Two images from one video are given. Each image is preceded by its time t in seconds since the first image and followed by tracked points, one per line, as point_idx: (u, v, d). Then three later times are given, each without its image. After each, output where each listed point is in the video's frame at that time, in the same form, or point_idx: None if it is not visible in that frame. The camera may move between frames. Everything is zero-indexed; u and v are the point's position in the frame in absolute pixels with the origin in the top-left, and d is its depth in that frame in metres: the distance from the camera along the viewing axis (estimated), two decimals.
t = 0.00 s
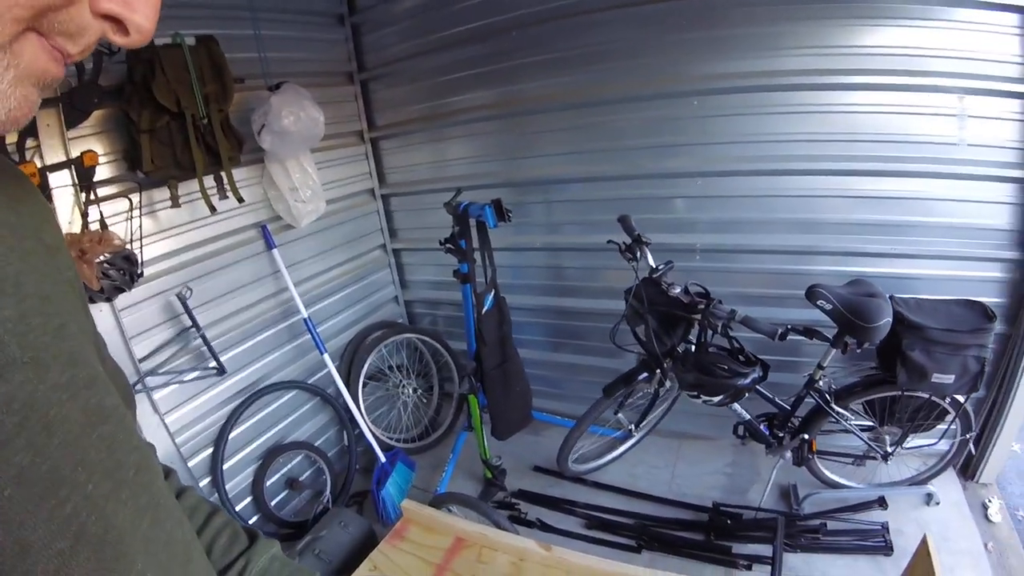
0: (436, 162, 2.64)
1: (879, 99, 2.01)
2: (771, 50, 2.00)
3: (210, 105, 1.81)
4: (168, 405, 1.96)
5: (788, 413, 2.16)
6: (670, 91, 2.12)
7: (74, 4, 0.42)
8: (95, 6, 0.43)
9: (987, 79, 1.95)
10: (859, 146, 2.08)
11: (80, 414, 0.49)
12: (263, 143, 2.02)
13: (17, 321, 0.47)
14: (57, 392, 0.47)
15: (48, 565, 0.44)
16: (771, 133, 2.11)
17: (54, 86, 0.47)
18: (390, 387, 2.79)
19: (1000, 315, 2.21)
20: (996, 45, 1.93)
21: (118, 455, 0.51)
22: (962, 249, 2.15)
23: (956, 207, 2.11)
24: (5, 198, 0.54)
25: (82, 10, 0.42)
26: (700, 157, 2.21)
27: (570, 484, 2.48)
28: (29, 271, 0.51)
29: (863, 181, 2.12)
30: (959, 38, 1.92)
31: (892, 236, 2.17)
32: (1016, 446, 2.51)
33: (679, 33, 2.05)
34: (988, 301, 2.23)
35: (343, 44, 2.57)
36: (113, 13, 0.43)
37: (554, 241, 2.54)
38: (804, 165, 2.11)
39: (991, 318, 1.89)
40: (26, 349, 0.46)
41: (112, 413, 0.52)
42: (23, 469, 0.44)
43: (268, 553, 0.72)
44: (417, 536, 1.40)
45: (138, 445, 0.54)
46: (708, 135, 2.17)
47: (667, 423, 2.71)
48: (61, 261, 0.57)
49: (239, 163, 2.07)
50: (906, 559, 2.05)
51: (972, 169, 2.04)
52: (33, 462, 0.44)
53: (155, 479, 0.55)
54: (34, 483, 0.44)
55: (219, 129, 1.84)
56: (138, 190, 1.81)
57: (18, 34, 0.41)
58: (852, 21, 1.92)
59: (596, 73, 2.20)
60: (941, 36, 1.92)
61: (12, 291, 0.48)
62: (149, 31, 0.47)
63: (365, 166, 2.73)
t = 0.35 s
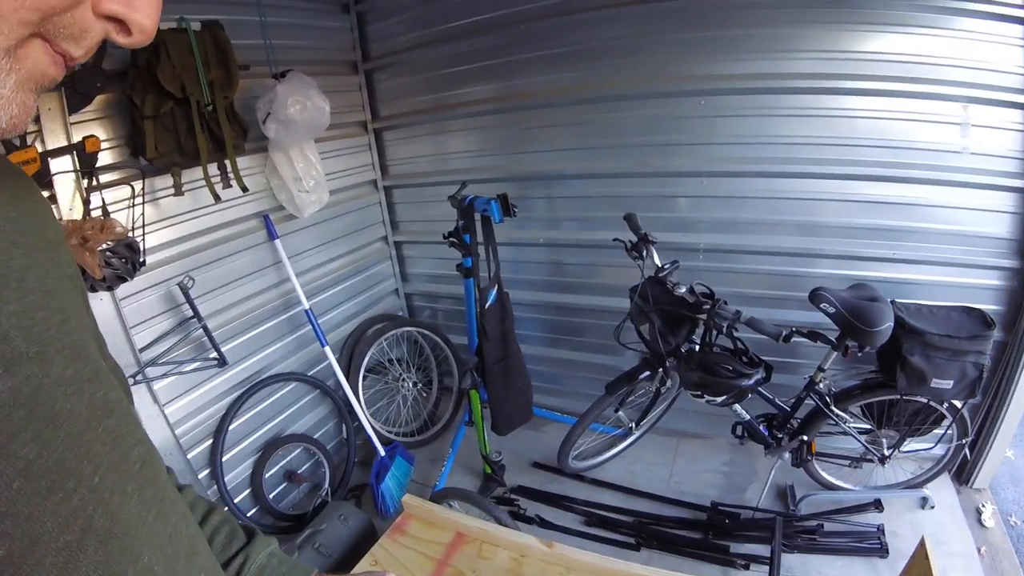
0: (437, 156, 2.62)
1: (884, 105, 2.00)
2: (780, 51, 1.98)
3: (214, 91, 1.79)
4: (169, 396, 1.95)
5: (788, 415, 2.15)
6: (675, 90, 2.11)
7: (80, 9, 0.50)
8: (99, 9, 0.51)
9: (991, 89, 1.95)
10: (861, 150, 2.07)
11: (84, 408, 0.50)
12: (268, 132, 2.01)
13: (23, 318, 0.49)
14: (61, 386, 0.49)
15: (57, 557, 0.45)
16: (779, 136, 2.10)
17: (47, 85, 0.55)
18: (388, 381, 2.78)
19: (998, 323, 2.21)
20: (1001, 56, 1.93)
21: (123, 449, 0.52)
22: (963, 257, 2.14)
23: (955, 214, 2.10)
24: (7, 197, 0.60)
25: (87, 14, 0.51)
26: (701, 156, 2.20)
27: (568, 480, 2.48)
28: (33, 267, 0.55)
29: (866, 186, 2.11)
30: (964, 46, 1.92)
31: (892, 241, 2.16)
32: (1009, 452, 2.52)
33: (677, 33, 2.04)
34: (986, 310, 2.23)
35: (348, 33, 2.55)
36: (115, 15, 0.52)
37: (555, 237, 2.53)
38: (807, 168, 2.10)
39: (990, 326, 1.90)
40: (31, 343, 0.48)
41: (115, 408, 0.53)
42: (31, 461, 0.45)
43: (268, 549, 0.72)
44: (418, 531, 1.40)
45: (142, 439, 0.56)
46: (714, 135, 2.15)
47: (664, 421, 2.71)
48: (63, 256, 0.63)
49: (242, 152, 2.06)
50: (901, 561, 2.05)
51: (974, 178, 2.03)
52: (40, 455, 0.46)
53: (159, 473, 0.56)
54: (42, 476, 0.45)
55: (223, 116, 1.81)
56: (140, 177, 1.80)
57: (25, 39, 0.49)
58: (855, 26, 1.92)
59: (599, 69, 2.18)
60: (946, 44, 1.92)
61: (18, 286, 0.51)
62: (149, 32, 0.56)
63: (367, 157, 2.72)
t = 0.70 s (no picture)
0: (443, 166, 2.63)
1: (889, 118, 2.01)
2: (785, 65, 1.99)
3: (223, 98, 1.80)
4: (171, 401, 1.95)
5: (791, 427, 2.15)
6: (680, 103, 2.11)
7: (70, 11, 0.45)
8: (90, 12, 0.46)
9: (996, 101, 1.96)
10: (864, 163, 2.08)
11: (78, 405, 0.46)
12: (275, 140, 2.02)
13: (15, 316, 0.45)
14: (54, 381, 0.45)
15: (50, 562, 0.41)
16: (785, 148, 2.11)
17: (46, 87, 0.51)
18: (391, 390, 2.78)
19: (1003, 334, 2.20)
20: (1006, 68, 1.93)
21: (115, 448, 0.49)
22: (967, 268, 2.14)
23: (959, 226, 2.10)
24: None
25: (78, 16, 0.46)
26: (706, 168, 2.20)
27: (570, 492, 2.47)
28: (19, 265, 0.50)
29: (869, 198, 2.11)
30: (969, 59, 1.93)
31: (894, 254, 2.17)
32: (1012, 463, 2.51)
33: (682, 46, 2.05)
34: (991, 321, 2.22)
35: (356, 43, 2.56)
36: (107, 19, 0.47)
37: (559, 248, 2.53)
38: (812, 181, 2.10)
39: (993, 336, 1.89)
40: (24, 342, 0.44)
41: (107, 407, 0.50)
42: (24, 462, 0.41)
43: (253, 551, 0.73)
44: (418, 541, 1.39)
45: (132, 438, 0.52)
46: (718, 148, 2.16)
47: (667, 433, 2.71)
48: (54, 257, 0.59)
49: (250, 161, 2.07)
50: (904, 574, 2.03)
51: (979, 190, 2.04)
52: (34, 455, 0.42)
53: (150, 474, 0.53)
54: (34, 476, 0.42)
55: (231, 123, 1.83)
56: (147, 182, 1.81)
57: (12, 40, 0.44)
58: (860, 39, 1.93)
59: (604, 82, 2.20)
60: (951, 57, 1.92)
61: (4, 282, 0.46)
62: (143, 36, 0.51)
63: (373, 167, 2.73)
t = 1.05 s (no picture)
0: (439, 169, 2.64)
1: (881, 116, 2.02)
2: (778, 65, 2.01)
3: (219, 104, 1.81)
4: (172, 406, 1.95)
5: (788, 425, 2.15)
6: (675, 104, 2.13)
7: (75, 10, 0.46)
8: (94, 12, 0.46)
9: (986, 99, 1.97)
10: (858, 162, 2.09)
11: (86, 406, 0.49)
12: (271, 145, 2.03)
13: (25, 320, 0.47)
14: (62, 385, 0.47)
15: (58, 557, 0.42)
16: (779, 148, 2.12)
17: (51, 87, 0.51)
18: (390, 394, 2.78)
19: (998, 330, 2.22)
20: (995, 66, 1.95)
21: (122, 449, 0.50)
22: (961, 265, 2.15)
23: (953, 223, 2.12)
24: (5, 194, 0.56)
25: (83, 16, 0.46)
26: (701, 169, 2.21)
27: (570, 493, 2.48)
28: (31, 268, 0.51)
29: (863, 197, 2.13)
30: (959, 58, 1.95)
31: (889, 252, 2.18)
32: (1010, 459, 2.52)
33: (676, 48, 2.06)
34: (985, 317, 2.23)
35: (351, 48, 2.57)
36: (111, 18, 0.47)
37: (555, 250, 2.54)
38: (806, 181, 2.12)
39: (987, 332, 1.90)
40: (33, 344, 0.47)
41: (114, 408, 0.52)
42: (32, 462, 0.43)
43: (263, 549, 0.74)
44: (420, 543, 1.39)
45: (139, 440, 0.54)
46: (713, 148, 2.17)
47: (666, 433, 2.72)
48: (62, 255, 0.59)
49: (247, 166, 2.08)
50: (904, 570, 2.04)
51: (971, 187, 2.05)
52: (43, 455, 0.44)
53: (156, 474, 0.54)
54: (44, 474, 0.44)
55: (228, 128, 1.83)
56: (145, 188, 1.82)
57: (18, 40, 0.45)
58: (851, 39, 1.94)
59: (599, 84, 2.21)
60: (941, 57, 1.94)
61: (16, 287, 0.48)
62: (149, 36, 0.51)
63: (370, 171, 2.74)
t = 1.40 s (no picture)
0: (432, 164, 2.64)
1: (873, 113, 2.03)
2: (772, 60, 2.01)
3: (212, 98, 1.80)
4: (163, 402, 1.94)
5: (780, 419, 2.16)
6: (668, 99, 2.13)
7: (65, 3, 0.45)
8: (85, 5, 0.46)
9: (977, 96, 1.99)
10: (850, 158, 2.10)
11: (77, 402, 0.48)
12: (264, 139, 2.02)
13: (17, 314, 0.46)
14: (52, 381, 0.46)
15: (49, 555, 0.42)
16: (773, 144, 2.12)
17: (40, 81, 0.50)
18: (383, 388, 2.77)
19: (988, 325, 2.23)
20: (986, 64, 1.96)
21: (112, 447, 0.50)
22: (952, 261, 2.17)
23: (945, 219, 2.13)
24: None
25: (74, 8, 0.46)
26: (694, 165, 2.22)
27: (564, 487, 2.49)
28: (23, 263, 0.50)
29: (855, 192, 2.14)
30: (951, 55, 1.95)
31: (880, 247, 2.19)
32: (1001, 453, 2.54)
33: (670, 44, 2.06)
34: (976, 312, 2.25)
35: (344, 42, 2.56)
36: (102, 9, 0.47)
37: (549, 245, 2.54)
38: (799, 176, 2.12)
39: (979, 327, 1.92)
40: (24, 340, 0.45)
41: (105, 405, 0.51)
42: (23, 459, 0.42)
43: (257, 547, 0.74)
44: (413, 538, 1.40)
45: (129, 436, 0.53)
46: (706, 143, 2.17)
47: (658, 427, 2.73)
48: (53, 255, 0.58)
49: (238, 159, 2.06)
50: (895, 563, 2.06)
51: (963, 184, 2.06)
52: (33, 451, 0.43)
53: (146, 470, 0.54)
54: (34, 472, 0.43)
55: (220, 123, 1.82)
56: (137, 182, 1.80)
57: (3, 34, 0.44)
58: (843, 35, 1.95)
59: (592, 79, 2.20)
60: (934, 54, 1.95)
61: (8, 281, 0.47)
62: (140, 26, 0.51)
63: (362, 165, 2.73)
